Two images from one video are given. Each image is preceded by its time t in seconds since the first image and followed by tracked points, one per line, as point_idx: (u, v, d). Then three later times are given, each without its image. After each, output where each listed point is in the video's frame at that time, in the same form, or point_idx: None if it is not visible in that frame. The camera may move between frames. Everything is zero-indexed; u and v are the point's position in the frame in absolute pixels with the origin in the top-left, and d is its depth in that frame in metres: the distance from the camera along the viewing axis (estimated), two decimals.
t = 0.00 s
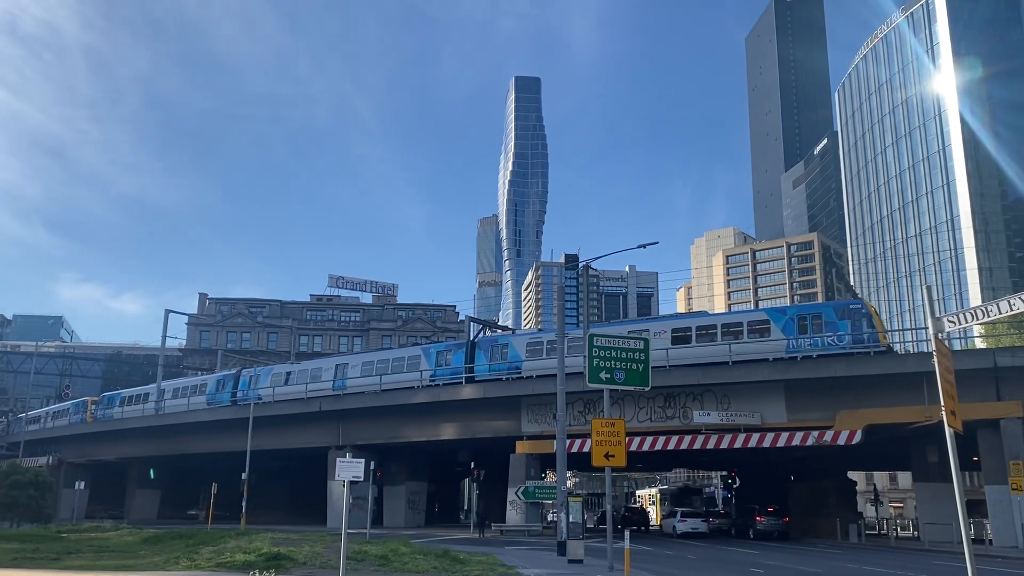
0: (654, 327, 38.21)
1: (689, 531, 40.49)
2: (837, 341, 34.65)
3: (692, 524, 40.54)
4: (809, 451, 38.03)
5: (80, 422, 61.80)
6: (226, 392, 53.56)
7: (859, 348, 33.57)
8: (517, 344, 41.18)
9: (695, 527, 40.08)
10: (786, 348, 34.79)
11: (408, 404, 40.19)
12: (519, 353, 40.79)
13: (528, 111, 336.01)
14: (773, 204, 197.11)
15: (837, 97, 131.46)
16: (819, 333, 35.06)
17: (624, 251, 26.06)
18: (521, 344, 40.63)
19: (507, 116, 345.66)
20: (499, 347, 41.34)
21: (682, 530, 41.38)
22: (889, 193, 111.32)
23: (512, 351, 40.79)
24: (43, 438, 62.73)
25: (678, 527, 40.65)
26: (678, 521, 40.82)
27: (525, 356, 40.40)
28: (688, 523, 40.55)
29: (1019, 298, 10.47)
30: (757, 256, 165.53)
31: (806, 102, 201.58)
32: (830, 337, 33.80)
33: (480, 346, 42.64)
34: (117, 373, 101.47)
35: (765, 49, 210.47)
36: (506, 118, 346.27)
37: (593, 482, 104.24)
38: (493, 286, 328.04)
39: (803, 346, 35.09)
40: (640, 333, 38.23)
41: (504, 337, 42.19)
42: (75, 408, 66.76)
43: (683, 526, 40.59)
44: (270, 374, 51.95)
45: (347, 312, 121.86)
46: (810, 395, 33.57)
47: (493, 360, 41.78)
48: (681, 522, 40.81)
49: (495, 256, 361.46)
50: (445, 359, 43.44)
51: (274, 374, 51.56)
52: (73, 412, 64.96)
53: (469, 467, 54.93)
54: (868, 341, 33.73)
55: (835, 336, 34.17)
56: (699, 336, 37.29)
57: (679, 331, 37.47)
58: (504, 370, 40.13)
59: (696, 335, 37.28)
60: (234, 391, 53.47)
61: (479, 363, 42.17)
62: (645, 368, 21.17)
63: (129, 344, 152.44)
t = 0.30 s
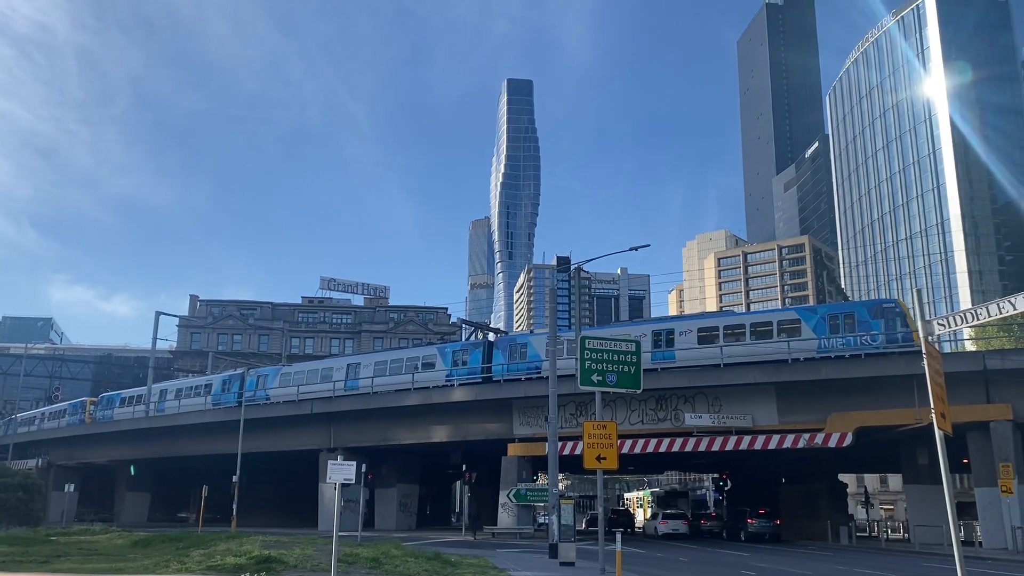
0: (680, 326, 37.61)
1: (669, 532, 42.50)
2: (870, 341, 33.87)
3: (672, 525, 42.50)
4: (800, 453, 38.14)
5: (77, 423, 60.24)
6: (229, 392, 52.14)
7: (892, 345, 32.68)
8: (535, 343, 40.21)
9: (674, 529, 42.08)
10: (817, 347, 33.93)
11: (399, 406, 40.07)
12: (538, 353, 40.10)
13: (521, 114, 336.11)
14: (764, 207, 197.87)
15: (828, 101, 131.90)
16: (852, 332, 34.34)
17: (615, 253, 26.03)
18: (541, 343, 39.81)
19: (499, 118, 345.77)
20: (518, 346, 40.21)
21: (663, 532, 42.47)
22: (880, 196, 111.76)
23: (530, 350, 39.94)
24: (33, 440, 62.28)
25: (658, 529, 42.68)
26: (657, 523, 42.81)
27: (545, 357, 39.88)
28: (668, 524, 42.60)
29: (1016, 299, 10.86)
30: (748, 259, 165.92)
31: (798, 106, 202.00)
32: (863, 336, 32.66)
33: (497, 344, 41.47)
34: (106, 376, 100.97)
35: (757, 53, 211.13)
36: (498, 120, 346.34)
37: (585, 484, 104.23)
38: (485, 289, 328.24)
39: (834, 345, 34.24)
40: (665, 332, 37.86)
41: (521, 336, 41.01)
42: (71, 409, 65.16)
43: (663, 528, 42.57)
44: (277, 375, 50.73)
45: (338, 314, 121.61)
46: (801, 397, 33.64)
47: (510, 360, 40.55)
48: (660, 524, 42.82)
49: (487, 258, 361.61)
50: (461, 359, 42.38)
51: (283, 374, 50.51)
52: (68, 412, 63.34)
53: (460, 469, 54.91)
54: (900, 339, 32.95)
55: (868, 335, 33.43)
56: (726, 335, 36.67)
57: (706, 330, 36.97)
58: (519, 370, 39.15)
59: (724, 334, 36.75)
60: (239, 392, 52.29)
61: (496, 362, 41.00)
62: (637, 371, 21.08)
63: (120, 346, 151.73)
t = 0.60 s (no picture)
0: (710, 325, 36.81)
1: (655, 533, 43.72)
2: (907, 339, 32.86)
3: (657, 526, 43.73)
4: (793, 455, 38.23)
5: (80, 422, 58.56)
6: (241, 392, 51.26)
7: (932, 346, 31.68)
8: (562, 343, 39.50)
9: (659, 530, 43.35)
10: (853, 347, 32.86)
11: (394, 408, 40.05)
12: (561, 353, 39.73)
13: (516, 115, 336.22)
14: (758, 209, 198.40)
15: (822, 103, 132.17)
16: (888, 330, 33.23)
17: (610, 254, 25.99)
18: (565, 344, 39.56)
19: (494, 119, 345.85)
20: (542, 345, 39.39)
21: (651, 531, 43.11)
22: (873, 199, 112.04)
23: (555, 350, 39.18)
24: (26, 441, 62.11)
25: (644, 529, 43.91)
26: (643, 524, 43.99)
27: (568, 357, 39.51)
28: (653, 525, 43.79)
29: (1007, 300, 10.39)
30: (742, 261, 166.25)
31: (792, 108, 202.54)
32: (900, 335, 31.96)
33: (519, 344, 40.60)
34: (100, 377, 100.66)
35: (751, 55, 211.61)
36: (493, 122, 346.40)
37: (580, 486, 104.42)
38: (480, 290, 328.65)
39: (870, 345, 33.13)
40: (694, 331, 37.02)
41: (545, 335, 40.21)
42: (72, 408, 63.42)
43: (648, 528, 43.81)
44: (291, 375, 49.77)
45: (333, 315, 121.44)
46: (794, 399, 33.75)
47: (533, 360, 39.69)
48: (646, 525, 43.97)
49: (482, 260, 361.86)
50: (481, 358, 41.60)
51: (295, 374, 49.45)
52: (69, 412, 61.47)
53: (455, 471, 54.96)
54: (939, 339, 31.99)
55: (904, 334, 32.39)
56: (759, 334, 35.93)
57: (738, 328, 36.09)
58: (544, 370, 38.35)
59: (757, 331, 35.91)
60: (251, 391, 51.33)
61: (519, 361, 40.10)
62: (631, 373, 21.01)
63: (113, 347, 151.27)
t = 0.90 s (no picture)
0: (744, 323, 36.26)
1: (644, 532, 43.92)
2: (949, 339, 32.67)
3: (646, 526, 44.00)
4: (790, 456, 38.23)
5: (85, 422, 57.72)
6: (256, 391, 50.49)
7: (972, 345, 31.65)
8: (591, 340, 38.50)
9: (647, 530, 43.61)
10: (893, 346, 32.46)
11: (392, 409, 40.00)
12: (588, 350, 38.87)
13: (513, 117, 336.31)
14: (755, 210, 198.62)
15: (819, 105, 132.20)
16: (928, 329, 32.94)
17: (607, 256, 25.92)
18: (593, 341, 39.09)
19: (491, 121, 345.98)
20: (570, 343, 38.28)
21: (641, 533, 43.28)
22: (870, 201, 112.14)
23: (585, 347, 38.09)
24: (22, 443, 61.99)
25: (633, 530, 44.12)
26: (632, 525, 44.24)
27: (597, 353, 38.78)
28: (642, 525, 44.07)
29: (1002, 302, 10.43)
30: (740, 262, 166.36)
31: (789, 110, 202.75)
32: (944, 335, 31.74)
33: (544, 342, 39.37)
34: (96, 379, 100.49)
35: (748, 57, 211.81)
36: (490, 123, 346.46)
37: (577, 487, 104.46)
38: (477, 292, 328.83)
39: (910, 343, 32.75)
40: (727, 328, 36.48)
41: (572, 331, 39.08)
42: (77, 408, 62.51)
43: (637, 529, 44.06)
44: (306, 373, 48.92)
45: (330, 316, 121.29)
46: (791, 400, 33.78)
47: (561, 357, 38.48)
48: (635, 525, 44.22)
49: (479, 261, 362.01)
50: (506, 357, 40.42)
51: (311, 373, 48.58)
52: (75, 412, 60.46)
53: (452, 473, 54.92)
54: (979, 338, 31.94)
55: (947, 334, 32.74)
56: (794, 333, 35.38)
57: (773, 325, 35.58)
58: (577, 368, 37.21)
59: (792, 329, 35.51)
60: (265, 390, 50.39)
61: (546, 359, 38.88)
62: (629, 374, 20.96)
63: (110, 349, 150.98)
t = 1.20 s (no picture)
0: (779, 321, 35.56)
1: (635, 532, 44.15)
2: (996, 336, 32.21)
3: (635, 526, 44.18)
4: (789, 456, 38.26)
5: (95, 422, 56.40)
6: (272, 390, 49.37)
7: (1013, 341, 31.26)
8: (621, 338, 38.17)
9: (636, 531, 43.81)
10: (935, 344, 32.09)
11: (391, 410, 40.00)
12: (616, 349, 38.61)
13: (512, 117, 336.29)
14: (754, 212, 198.88)
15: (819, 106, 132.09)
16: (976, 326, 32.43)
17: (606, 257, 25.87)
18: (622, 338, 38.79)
19: (490, 122, 345.98)
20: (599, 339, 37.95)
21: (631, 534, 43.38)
22: (869, 202, 112.00)
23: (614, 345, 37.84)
24: (21, 443, 61.92)
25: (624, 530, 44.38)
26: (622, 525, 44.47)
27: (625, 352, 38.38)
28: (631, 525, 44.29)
29: (1002, 303, 10.43)
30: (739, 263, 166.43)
31: (788, 111, 202.79)
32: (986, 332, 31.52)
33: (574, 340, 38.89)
34: (96, 379, 100.52)
35: (748, 58, 211.95)
36: (490, 124, 346.46)
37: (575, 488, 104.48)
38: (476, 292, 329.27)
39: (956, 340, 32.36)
40: (763, 327, 35.73)
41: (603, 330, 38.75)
42: (86, 408, 61.37)
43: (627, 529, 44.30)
44: (325, 371, 47.92)
45: (329, 317, 121.24)
46: (790, 401, 33.82)
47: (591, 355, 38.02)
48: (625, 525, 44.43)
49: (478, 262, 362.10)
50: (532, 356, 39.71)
51: (330, 371, 47.71)
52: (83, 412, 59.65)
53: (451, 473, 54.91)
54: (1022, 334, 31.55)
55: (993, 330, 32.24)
56: (833, 332, 34.61)
57: (812, 323, 34.77)
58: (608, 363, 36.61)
59: (831, 327, 34.75)
60: (282, 389, 49.29)
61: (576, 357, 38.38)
62: (627, 375, 21.01)
63: (109, 349, 150.82)
